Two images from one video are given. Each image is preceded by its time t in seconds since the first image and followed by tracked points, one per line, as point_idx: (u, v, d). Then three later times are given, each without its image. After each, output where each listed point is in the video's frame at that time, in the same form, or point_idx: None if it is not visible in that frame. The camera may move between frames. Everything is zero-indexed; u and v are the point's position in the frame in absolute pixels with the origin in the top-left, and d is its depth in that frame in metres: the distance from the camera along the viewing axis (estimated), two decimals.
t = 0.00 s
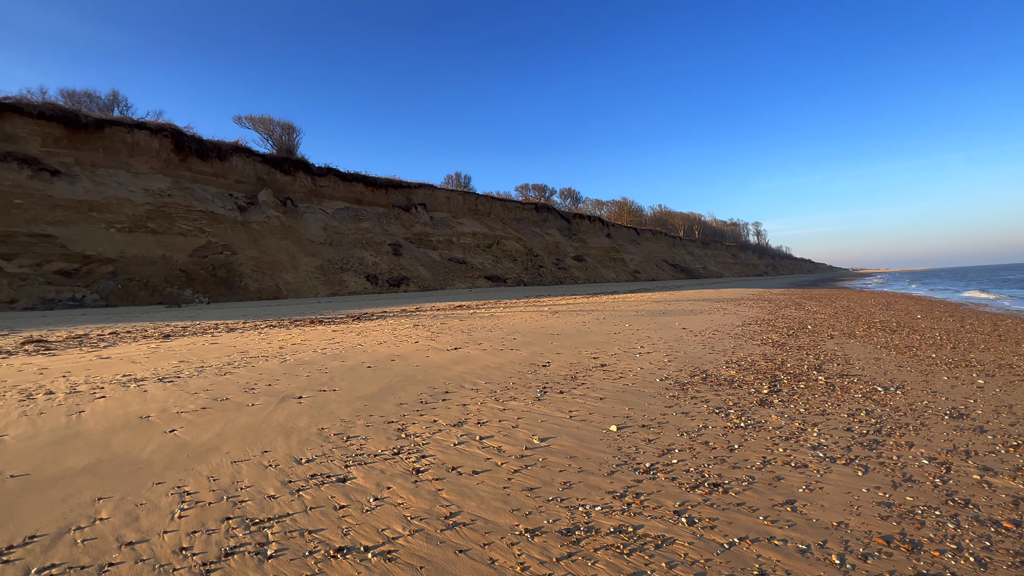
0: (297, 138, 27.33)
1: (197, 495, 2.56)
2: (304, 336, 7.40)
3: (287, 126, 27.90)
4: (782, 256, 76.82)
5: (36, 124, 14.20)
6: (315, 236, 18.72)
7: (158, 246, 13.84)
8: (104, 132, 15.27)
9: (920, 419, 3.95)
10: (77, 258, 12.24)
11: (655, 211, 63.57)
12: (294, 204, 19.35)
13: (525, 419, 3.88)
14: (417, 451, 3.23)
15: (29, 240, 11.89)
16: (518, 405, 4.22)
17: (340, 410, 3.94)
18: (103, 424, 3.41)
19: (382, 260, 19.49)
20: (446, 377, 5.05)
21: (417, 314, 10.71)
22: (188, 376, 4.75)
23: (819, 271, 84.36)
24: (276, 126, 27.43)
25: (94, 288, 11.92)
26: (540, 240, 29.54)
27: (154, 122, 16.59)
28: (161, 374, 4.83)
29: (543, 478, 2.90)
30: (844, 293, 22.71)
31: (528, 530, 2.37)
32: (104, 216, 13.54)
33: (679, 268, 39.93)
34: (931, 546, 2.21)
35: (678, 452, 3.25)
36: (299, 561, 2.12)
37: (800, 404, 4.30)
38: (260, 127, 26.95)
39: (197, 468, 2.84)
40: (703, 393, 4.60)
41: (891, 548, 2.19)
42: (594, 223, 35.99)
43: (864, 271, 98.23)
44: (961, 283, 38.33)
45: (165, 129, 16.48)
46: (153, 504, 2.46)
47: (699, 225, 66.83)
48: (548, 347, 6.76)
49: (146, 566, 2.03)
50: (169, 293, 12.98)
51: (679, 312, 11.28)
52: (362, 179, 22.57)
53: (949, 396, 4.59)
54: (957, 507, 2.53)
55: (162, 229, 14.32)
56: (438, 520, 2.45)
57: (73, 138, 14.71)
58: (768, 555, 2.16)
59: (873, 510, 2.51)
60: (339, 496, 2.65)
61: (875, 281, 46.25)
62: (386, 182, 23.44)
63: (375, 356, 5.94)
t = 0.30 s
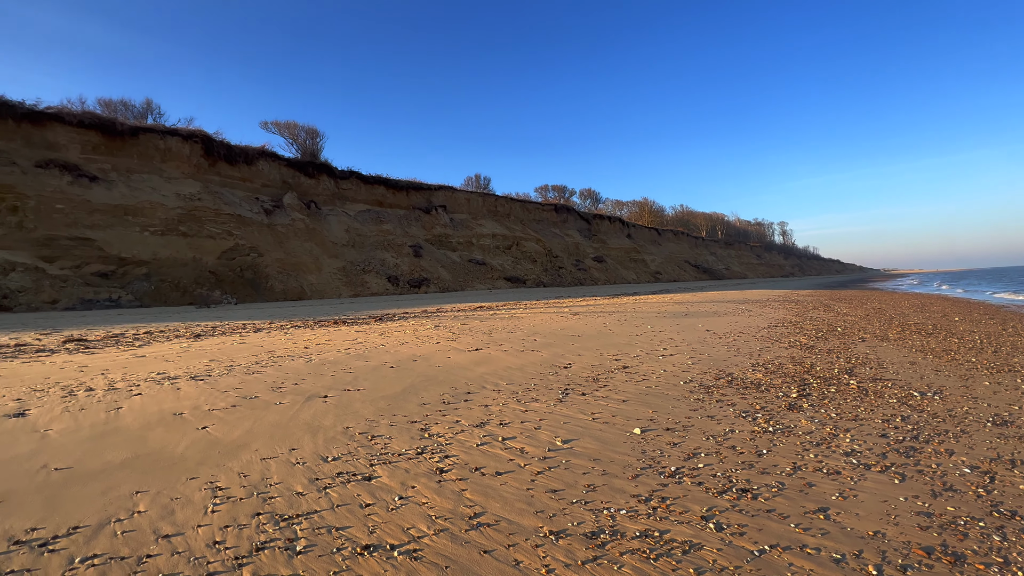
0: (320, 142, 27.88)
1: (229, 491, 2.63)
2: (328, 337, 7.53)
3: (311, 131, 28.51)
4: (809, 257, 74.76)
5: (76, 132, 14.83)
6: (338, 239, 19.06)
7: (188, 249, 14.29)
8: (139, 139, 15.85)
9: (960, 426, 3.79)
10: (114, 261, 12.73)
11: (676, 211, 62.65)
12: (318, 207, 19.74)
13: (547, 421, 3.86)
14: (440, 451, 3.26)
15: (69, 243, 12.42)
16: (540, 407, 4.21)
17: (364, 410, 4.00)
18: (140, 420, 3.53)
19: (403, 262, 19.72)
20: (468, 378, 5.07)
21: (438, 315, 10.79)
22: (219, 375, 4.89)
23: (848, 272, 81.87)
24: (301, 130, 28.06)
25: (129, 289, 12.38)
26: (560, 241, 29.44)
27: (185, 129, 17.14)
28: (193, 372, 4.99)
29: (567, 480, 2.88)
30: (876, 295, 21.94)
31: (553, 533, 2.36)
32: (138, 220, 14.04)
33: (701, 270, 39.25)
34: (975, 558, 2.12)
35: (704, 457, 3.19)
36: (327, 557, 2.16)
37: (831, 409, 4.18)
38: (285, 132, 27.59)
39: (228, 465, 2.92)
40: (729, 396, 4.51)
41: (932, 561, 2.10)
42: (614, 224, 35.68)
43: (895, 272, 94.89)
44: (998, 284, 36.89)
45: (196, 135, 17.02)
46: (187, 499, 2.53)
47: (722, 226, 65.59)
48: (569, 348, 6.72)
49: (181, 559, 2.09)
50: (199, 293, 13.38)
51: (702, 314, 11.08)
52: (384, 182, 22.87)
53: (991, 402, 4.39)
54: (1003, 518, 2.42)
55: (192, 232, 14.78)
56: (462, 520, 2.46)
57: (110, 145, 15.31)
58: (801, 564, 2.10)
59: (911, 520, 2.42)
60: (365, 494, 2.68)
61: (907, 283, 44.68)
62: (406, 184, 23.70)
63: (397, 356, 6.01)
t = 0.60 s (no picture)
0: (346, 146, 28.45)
1: (262, 486, 2.70)
2: (354, 337, 7.66)
3: (338, 135, 29.12)
4: (842, 257, 72.25)
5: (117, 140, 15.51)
6: (364, 240, 19.40)
7: (221, 251, 14.78)
8: (175, 146, 16.48)
9: (1011, 435, 3.58)
10: (152, 263, 13.26)
11: (702, 211, 61.45)
12: (344, 209, 20.14)
13: (572, 423, 3.83)
14: (466, 451, 3.27)
15: (111, 246, 13.01)
16: (565, 409, 4.19)
17: (390, 409, 4.05)
18: (177, 416, 3.67)
19: (427, 263, 19.92)
20: (493, 379, 5.09)
21: (461, 316, 10.85)
22: (251, 373, 5.03)
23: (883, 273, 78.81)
24: (328, 135, 28.69)
25: (166, 290, 12.87)
26: (583, 242, 29.24)
27: (218, 135, 17.75)
28: (226, 371, 5.14)
29: (594, 483, 2.85)
30: (915, 296, 21.02)
31: (581, 537, 2.33)
32: (174, 224, 14.60)
33: (728, 270, 38.39)
34: None
35: (735, 462, 3.12)
36: (357, 555, 2.19)
37: (869, 415, 4.02)
38: (312, 136, 28.26)
39: (261, 461, 3.00)
40: (759, 400, 4.40)
41: None
42: (637, 224, 35.25)
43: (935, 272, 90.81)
44: None
45: (228, 142, 17.60)
46: (223, 493, 2.61)
47: (750, 225, 64.01)
48: (594, 350, 6.66)
49: (218, 551, 2.16)
50: (232, 294, 13.81)
51: (730, 315, 10.83)
52: (407, 184, 23.17)
53: None
54: None
55: (225, 235, 15.27)
56: (489, 522, 2.46)
57: (148, 152, 15.96)
58: None
59: (959, 534, 2.30)
60: (393, 493, 2.71)
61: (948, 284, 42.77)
62: (430, 186, 23.95)
63: (422, 356, 6.06)
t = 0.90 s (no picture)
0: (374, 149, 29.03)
1: (295, 482, 2.77)
2: (383, 336, 7.79)
3: (367, 138, 29.71)
4: (882, 256, 69.12)
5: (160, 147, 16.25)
6: (391, 242, 19.72)
7: (255, 253, 15.28)
8: (213, 152, 17.14)
9: None
10: (191, 264, 13.82)
11: (732, 210, 59.90)
12: (372, 211, 20.53)
13: (600, 425, 3.78)
14: (493, 452, 3.27)
15: (155, 248, 13.63)
16: (592, 410, 4.14)
17: (419, 408, 4.09)
18: (216, 412, 3.80)
19: (452, 264, 20.09)
20: (519, 379, 5.08)
21: (487, 316, 10.90)
22: (284, 371, 5.18)
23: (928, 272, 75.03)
24: (358, 138, 29.29)
25: (205, 291, 13.40)
26: (610, 242, 28.93)
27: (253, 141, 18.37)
28: (260, 368, 5.30)
29: (623, 487, 2.80)
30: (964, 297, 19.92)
31: (610, 541, 2.29)
32: (212, 227, 15.19)
33: (760, 270, 37.27)
34: None
35: (771, 468, 3.01)
36: (387, 552, 2.21)
37: (916, 422, 3.81)
38: (342, 140, 28.96)
39: (294, 457, 3.07)
40: (796, 405, 4.24)
41: None
42: (665, 224, 34.65)
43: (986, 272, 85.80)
44: None
45: (263, 147, 18.19)
46: (259, 488, 2.69)
47: (783, 224, 62.00)
48: (622, 351, 6.57)
49: (254, 544, 2.22)
50: (266, 294, 14.26)
51: (763, 316, 10.51)
52: (434, 186, 23.43)
53: None
54: None
55: (259, 238, 15.79)
56: (517, 523, 2.45)
57: (188, 158, 16.65)
58: None
59: (1020, 551, 2.15)
60: (421, 492, 2.73)
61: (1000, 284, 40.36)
62: (456, 187, 24.14)
63: (449, 356, 6.11)
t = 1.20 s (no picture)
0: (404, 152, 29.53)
1: (328, 478, 2.83)
2: (413, 336, 7.89)
3: (397, 141, 30.25)
4: (932, 254, 65.38)
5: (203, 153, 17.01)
6: (421, 243, 20.01)
7: (291, 254, 15.80)
8: (252, 157, 17.82)
9: None
10: (232, 266, 14.41)
11: (768, 207, 57.90)
12: (402, 213, 20.88)
13: (631, 428, 3.71)
14: (522, 453, 3.25)
15: (198, 250, 14.28)
16: (622, 413, 4.07)
17: (448, 408, 4.12)
18: (254, 408, 3.94)
19: (481, 264, 20.20)
20: (548, 380, 5.05)
21: (516, 316, 10.89)
22: (318, 370, 5.32)
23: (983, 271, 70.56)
24: (388, 141, 29.86)
25: (244, 291, 13.94)
26: (640, 242, 28.44)
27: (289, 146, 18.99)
28: (295, 367, 5.46)
29: (654, 492, 2.74)
30: None
31: (642, 548, 2.24)
32: (251, 229, 15.79)
33: (799, 270, 35.88)
34: None
35: (812, 477, 2.88)
36: (416, 550, 2.23)
37: (973, 432, 3.56)
38: (374, 144, 29.59)
39: (328, 454, 3.14)
40: (839, 411, 4.04)
41: None
42: (697, 222, 33.84)
43: None
44: None
45: (298, 151, 18.78)
46: (294, 483, 2.76)
47: (824, 221, 59.50)
48: (652, 353, 6.44)
49: (289, 538, 2.27)
50: (301, 294, 14.71)
51: (802, 318, 10.11)
52: (463, 187, 23.63)
53: None
54: None
55: (295, 240, 16.32)
56: (546, 526, 2.42)
57: (229, 163, 17.36)
58: None
59: None
60: (450, 491, 2.75)
61: None
62: (484, 188, 24.28)
63: (477, 356, 6.13)
